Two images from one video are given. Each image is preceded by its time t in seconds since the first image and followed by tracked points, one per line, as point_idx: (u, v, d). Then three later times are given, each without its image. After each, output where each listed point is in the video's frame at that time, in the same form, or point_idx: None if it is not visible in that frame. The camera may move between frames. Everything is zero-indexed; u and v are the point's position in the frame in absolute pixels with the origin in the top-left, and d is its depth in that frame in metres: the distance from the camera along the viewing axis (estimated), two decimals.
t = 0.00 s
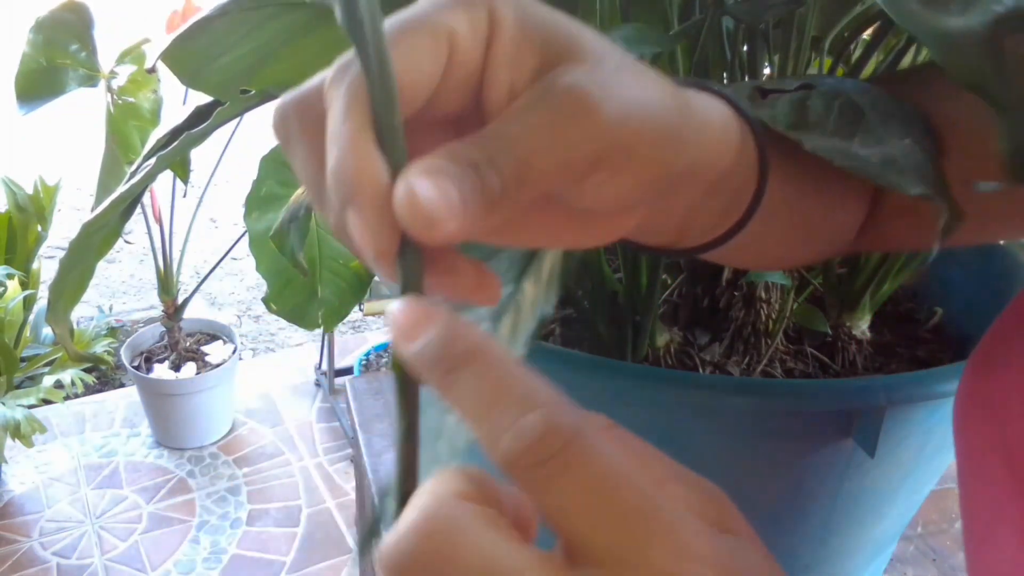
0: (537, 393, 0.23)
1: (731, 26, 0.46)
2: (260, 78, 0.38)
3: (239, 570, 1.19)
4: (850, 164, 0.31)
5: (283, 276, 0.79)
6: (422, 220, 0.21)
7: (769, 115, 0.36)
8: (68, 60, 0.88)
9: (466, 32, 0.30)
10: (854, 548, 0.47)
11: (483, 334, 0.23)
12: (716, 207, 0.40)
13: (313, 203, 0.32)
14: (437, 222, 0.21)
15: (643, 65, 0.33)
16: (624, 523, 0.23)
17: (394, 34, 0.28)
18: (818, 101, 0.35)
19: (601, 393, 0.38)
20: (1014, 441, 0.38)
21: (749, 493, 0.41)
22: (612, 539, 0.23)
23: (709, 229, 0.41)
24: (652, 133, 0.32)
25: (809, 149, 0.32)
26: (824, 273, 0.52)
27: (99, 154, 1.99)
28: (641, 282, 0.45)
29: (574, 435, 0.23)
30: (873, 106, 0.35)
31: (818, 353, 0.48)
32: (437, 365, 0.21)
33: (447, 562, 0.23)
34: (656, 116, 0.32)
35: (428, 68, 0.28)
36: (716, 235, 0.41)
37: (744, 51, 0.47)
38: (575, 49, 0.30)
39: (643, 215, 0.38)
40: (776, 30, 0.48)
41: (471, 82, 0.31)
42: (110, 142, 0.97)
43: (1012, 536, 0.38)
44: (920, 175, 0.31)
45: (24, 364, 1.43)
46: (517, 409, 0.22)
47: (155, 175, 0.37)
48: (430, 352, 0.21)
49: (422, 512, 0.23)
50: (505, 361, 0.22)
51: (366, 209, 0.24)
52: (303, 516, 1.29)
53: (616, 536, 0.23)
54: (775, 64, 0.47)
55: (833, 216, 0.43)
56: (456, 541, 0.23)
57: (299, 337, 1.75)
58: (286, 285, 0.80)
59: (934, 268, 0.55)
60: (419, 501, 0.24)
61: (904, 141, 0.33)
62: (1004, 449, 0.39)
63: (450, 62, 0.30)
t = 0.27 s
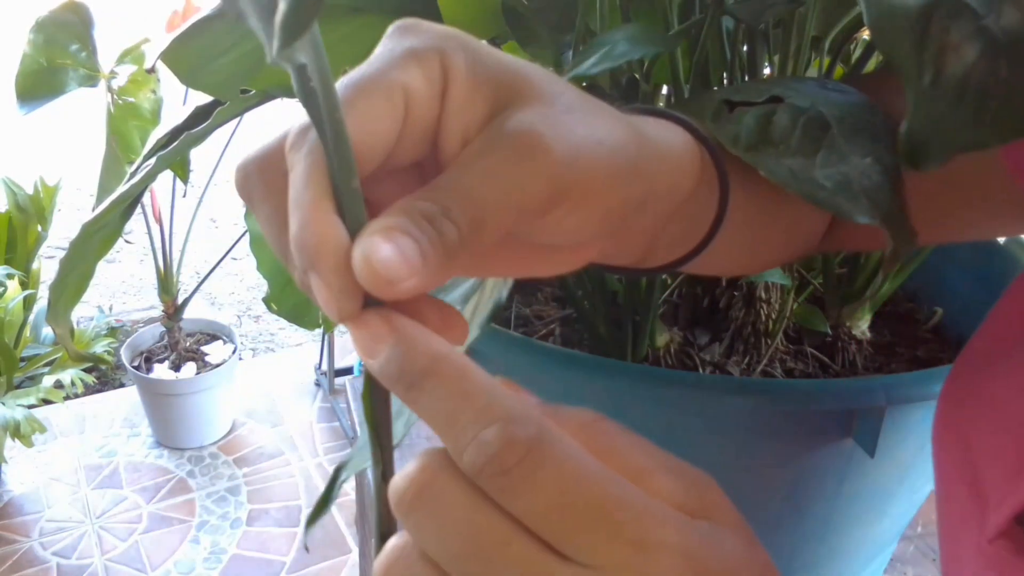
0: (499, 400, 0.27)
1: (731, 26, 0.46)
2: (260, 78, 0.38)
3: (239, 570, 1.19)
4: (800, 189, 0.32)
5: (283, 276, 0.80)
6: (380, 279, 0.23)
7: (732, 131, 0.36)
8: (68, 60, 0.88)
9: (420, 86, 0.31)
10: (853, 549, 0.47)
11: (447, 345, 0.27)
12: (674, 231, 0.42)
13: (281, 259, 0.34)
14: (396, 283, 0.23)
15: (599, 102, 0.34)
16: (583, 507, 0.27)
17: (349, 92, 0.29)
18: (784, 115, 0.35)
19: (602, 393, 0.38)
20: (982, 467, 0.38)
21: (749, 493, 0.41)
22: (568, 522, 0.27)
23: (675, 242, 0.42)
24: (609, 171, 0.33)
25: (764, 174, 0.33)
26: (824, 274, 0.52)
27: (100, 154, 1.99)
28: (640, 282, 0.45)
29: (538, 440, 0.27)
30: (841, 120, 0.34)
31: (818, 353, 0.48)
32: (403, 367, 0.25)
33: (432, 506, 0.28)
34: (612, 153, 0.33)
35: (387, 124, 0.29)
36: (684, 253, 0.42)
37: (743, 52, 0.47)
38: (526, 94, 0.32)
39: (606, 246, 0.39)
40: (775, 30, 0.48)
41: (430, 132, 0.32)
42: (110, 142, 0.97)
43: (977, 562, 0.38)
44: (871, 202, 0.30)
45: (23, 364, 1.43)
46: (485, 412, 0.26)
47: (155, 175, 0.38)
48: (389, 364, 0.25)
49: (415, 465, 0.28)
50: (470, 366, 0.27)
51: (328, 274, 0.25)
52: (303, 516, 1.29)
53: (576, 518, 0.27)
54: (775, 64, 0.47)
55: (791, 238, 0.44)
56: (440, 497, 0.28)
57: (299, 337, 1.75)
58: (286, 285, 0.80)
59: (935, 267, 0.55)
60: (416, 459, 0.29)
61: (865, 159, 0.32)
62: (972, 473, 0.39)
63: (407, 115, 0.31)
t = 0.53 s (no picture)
0: (487, 394, 0.26)
1: (731, 26, 0.46)
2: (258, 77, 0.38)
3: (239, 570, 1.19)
4: (800, 178, 0.33)
5: (283, 276, 0.80)
6: (371, 269, 0.23)
7: (731, 127, 0.36)
8: (68, 60, 0.88)
9: (415, 83, 0.30)
10: (853, 548, 0.47)
11: (439, 340, 0.27)
12: (669, 226, 0.42)
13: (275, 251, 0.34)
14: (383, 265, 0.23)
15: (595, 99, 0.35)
16: (567, 497, 0.27)
17: (344, 88, 0.28)
18: (779, 108, 0.35)
19: (603, 393, 0.38)
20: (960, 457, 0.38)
21: (750, 493, 0.41)
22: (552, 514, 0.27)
23: (670, 234, 0.42)
24: (600, 169, 0.33)
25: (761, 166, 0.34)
26: (824, 273, 0.52)
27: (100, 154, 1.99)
28: (640, 281, 0.45)
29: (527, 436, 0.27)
30: (836, 107, 0.35)
31: (818, 353, 0.48)
32: (393, 359, 0.25)
33: (422, 494, 0.28)
34: (605, 151, 0.33)
35: (383, 122, 0.29)
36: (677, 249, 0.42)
37: (743, 52, 0.47)
38: (518, 89, 0.32)
39: (597, 242, 0.39)
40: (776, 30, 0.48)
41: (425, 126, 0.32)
42: (110, 142, 0.97)
43: (955, 561, 0.36)
44: (871, 181, 0.31)
45: (24, 364, 1.43)
46: (470, 408, 0.26)
47: (155, 175, 0.38)
48: (383, 353, 0.25)
49: (401, 453, 0.28)
50: (463, 361, 0.27)
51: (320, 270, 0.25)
52: (303, 515, 1.29)
53: (560, 507, 0.27)
54: (776, 64, 0.47)
55: (787, 233, 0.44)
56: (429, 485, 0.28)
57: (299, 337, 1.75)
58: (286, 285, 0.80)
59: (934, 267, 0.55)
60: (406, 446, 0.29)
61: (863, 142, 0.33)
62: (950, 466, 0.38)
63: (403, 112, 0.31)
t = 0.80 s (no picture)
0: (485, 365, 0.24)
1: (731, 25, 0.46)
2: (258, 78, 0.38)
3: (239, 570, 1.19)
4: (832, 172, 0.33)
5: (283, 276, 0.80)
6: (358, 208, 0.22)
7: (754, 119, 0.35)
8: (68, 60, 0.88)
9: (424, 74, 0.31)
10: (853, 549, 0.47)
11: (438, 315, 0.24)
12: (671, 211, 0.42)
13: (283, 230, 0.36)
14: (373, 206, 0.22)
15: (602, 83, 0.37)
16: (569, 472, 0.26)
17: (346, 76, 0.28)
18: (802, 100, 0.35)
19: (601, 392, 0.38)
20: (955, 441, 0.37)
21: (750, 492, 0.41)
22: (556, 486, 0.26)
23: (672, 220, 0.42)
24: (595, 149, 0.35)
25: (791, 161, 0.34)
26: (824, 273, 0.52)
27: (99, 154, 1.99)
28: (639, 280, 0.45)
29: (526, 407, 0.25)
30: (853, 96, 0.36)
31: (818, 353, 0.48)
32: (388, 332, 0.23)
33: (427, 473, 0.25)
34: (600, 133, 0.35)
35: (383, 108, 0.29)
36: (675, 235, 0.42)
37: (743, 51, 0.47)
38: (518, 73, 0.33)
39: (597, 222, 0.40)
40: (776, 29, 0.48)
41: (432, 110, 0.32)
42: (110, 142, 0.97)
43: (953, 539, 0.37)
44: (902, 172, 0.33)
45: (24, 364, 1.43)
46: (473, 379, 0.24)
47: (154, 175, 0.38)
48: (384, 329, 0.23)
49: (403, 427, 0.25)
50: (464, 336, 0.25)
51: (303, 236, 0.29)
52: (303, 515, 1.29)
53: (563, 480, 0.26)
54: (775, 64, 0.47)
55: (791, 224, 0.44)
56: (433, 462, 0.25)
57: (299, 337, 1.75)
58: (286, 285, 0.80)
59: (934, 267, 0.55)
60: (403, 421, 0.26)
61: (888, 130, 0.34)
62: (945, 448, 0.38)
63: (407, 99, 0.31)
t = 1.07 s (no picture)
0: (507, 340, 0.25)
1: (731, 26, 0.46)
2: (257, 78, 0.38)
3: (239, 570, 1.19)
4: (855, 170, 0.31)
5: (283, 276, 0.80)
6: (374, 173, 0.22)
7: (770, 120, 0.34)
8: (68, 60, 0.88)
9: (437, 35, 0.31)
10: (853, 549, 0.47)
11: (463, 286, 0.25)
12: (679, 198, 0.41)
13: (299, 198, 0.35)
14: (393, 174, 0.23)
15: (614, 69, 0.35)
16: (583, 445, 0.26)
17: (365, 28, 0.29)
18: (818, 95, 0.33)
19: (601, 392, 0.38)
20: (957, 424, 0.36)
21: (751, 491, 0.41)
22: (570, 461, 0.26)
23: (681, 211, 0.42)
24: (613, 131, 0.34)
25: (812, 161, 0.32)
26: (824, 273, 0.52)
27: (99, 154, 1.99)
28: (640, 279, 0.45)
29: (544, 380, 0.26)
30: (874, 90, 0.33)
31: (818, 353, 0.48)
32: (413, 306, 0.24)
33: (444, 447, 0.27)
34: (618, 114, 0.34)
35: (401, 61, 0.30)
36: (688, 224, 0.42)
37: (743, 51, 0.47)
38: (539, 45, 0.32)
39: (607, 207, 0.39)
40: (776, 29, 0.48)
41: (449, 78, 0.32)
42: (110, 142, 0.97)
43: (951, 519, 0.36)
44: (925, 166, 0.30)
45: (24, 364, 1.44)
46: (494, 353, 0.25)
47: (154, 175, 0.38)
48: (411, 300, 0.24)
49: (419, 402, 0.27)
50: (486, 309, 0.25)
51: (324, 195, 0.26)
52: (303, 515, 1.29)
53: (577, 455, 0.26)
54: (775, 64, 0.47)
55: (802, 209, 0.44)
56: (451, 436, 0.26)
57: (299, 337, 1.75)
58: (286, 285, 0.80)
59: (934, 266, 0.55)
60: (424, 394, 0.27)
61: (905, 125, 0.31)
62: (946, 432, 0.37)
63: (421, 62, 0.31)
